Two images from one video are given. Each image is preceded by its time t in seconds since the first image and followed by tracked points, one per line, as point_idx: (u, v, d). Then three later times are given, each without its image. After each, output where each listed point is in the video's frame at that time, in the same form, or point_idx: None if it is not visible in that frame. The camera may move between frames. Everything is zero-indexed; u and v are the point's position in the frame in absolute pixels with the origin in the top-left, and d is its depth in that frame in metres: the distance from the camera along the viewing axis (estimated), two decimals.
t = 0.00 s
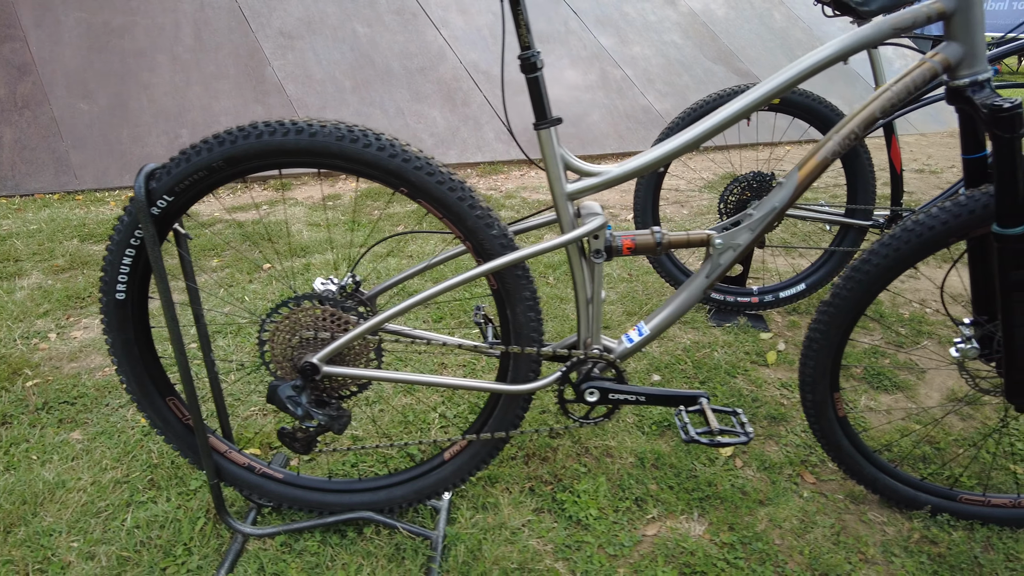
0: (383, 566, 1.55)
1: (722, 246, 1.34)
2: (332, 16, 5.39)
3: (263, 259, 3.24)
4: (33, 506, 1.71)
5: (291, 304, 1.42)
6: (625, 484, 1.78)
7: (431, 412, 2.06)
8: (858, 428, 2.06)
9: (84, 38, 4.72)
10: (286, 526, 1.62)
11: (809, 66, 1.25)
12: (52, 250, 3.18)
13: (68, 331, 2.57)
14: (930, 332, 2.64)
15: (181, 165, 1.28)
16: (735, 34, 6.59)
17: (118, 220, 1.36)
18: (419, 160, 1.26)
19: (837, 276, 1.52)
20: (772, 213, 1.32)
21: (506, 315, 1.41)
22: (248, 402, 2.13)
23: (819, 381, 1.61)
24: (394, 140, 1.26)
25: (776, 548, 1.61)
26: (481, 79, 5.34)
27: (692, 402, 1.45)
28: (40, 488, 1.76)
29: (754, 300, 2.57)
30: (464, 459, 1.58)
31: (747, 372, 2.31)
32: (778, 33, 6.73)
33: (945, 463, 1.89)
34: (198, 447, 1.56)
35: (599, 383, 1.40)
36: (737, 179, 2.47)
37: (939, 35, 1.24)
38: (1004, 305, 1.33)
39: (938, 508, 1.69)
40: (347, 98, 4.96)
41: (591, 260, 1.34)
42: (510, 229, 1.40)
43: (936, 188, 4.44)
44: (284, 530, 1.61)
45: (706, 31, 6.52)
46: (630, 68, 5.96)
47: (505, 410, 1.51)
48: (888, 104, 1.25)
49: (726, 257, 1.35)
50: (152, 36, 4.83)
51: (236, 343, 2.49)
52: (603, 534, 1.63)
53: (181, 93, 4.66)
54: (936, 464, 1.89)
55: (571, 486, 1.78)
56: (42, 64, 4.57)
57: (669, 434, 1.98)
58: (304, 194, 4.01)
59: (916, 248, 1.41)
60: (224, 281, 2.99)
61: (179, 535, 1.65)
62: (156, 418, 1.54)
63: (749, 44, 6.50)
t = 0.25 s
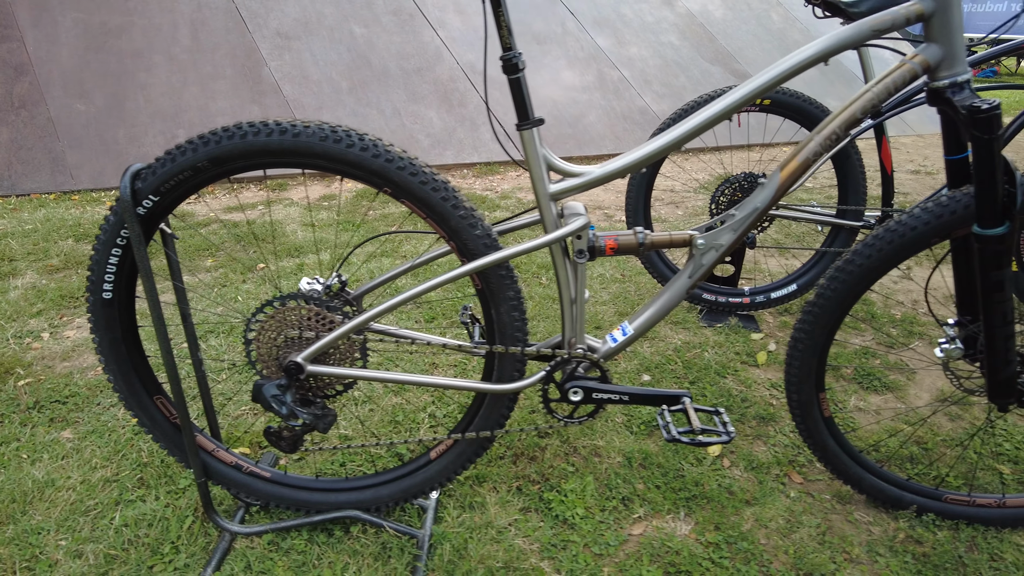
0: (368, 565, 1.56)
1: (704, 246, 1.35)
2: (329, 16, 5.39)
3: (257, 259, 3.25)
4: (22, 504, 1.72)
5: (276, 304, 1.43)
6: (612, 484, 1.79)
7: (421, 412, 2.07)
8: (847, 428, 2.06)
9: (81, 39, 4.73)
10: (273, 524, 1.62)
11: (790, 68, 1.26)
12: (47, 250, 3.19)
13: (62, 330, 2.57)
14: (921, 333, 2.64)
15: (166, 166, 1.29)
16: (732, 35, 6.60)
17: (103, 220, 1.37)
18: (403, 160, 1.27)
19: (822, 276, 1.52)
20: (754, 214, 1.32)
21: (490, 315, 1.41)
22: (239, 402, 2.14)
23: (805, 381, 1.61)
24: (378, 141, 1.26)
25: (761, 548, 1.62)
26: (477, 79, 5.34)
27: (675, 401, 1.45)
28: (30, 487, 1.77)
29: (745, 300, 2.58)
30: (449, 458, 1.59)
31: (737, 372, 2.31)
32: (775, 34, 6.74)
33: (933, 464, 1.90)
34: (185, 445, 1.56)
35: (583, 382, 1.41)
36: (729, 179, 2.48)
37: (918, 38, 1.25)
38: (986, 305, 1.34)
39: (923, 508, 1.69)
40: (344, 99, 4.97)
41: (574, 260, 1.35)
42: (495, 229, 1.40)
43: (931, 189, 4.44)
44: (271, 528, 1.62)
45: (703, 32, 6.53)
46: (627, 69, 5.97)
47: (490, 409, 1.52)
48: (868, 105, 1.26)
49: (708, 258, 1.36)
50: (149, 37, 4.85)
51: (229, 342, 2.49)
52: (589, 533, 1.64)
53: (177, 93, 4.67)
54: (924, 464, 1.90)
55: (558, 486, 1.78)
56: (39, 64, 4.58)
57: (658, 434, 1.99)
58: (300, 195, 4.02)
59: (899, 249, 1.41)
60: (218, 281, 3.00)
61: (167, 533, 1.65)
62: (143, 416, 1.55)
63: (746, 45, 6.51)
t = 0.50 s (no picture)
0: (354, 564, 1.56)
1: (687, 247, 1.35)
2: (326, 17, 5.39)
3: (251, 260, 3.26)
4: (10, 504, 1.72)
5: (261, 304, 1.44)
6: (600, 484, 1.79)
7: (411, 413, 2.07)
8: (836, 429, 2.06)
9: (78, 40, 4.74)
10: (260, 524, 1.63)
11: (772, 69, 1.26)
12: (41, 250, 3.20)
13: (54, 330, 2.58)
14: (913, 334, 2.64)
15: (151, 167, 1.29)
16: (729, 36, 6.60)
17: (89, 220, 1.37)
18: (386, 161, 1.27)
19: (807, 277, 1.52)
20: (736, 215, 1.32)
21: (475, 316, 1.41)
22: (230, 402, 2.14)
23: (791, 382, 1.61)
24: (361, 142, 1.27)
25: (747, 548, 1.62)
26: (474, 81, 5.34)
27: (659, 402, 1.46)
28: (18, 487, 1.77)
29: (737, 301, 2.58)
30: (435, 458, 1.59)
31: (727, 373, 2.31)
32: (773, 36, 6.74)
33: (921, 465, 1.90)
34: (172, 445, 1.57)
35: (567, 383, 1.41)
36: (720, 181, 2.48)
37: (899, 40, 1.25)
38: (968, 306, 1.34)
39: (910, 509, 1.70)
40: (340, 100, 4.97)
41: (558, 260, 1.35)
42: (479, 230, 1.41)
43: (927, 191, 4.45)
44: (258, 528, 1.63)
45: (701, 34, 6.53)
46: (624, 70, 5.97)
47: (476, 410, 1.52)
48: (850, 106, 1.26)
49: (691, 259, 1.36)
50: (146, 37, 4.85)
51: (221, 343, 2.50)
52: (575, 533, 1.64)
53: (174, 94, 4.68)
54: (912, 465, 1.90)
55: (546, 487, 1.79)
56: (36, 65, 4.60)
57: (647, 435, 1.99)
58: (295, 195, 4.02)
59: (883, 250, 1.42)
60: (212, 282, 3.01)
61: (155, 532, 1.66)
62: (129, 416, 1.55)
63: (743, 47, 6.51)
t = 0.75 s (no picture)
0: (342, 565, 1.57)
1: (671, 248, 1.36)
2: (324, 19, 5.38)
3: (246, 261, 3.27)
4: None
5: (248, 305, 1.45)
6: (589, 486, 1.80)
7: (402, 414, 2.08)
8: (827, 431, 2.06)
9: (76, 42, 4.75)
10: (248, 525, 1.63)
11: (755, 71, 1.27)
12: (36, 251, 3.21)
13: (48, 331, 2.58)
14: (905, 336, 2.65)
15: (138, 168, 1.29)
16: (727, 39, 6.61)
17: (77, 222, 1.38)
18: (371, 163, 1.28)
19: (793, 279, 1.52)
20: (720, 217, 1.33)
21: (461, 317, 1.41)
22: (221, 403, 2.14)
23: (779, 384, 1.61)
24: (346, 143, 1.28)
25: (735, 550, 1.62)
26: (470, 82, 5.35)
27: (645, 403, 1.46)
28: (8, 487, 1.78)
29: (729, 303, 2.59)
30: (423, 459, 1.60)
31: (718, 375, 2.32)
32: (771, 38, 6.75)
33: (910, 467, 1.90)
34: (160, 445, 1.57)
35: (553, 384, 1.42)
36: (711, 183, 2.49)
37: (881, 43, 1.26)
38: (951, 307, 1.35)
39: (898, 511, 1.70)
40: (337, 102, 4.99)
41: (543, 262, 1.36)
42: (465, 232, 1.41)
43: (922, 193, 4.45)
44: (247, 528, 1.63)
45: (698, 36, 6.54)
46: (621, 73, 5.98)
47: (462, 411, 1.53)
48: (834, 108, 1.27)
49: (676, 260, 1.37)
50: (144, 39, 4.86)
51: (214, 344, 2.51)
52: (563, 535, 1.64)
53: (171, 96, 4.69)
54: (901, 467, 1.90)
55: (535, 488, 1.79)
56: (34, 66, 4.61)
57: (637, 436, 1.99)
58: (291, 197, 4.03)
59: (868, 252, 1.42)
60: (206, 283, 3.02)
61: (143, 533, 1.66)
62: (117, 417, 1.55)
63: (740, 49, 6.52)
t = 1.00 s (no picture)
0: (330, 567, 1.57)
1: (657, 251, 1.37)
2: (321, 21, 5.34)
3: (241, 263, 3.28)
4: None
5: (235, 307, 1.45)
6: (578, 488, 1.80)
7: (393, 416, 2.08)
8: (818, 433, 2.06)
9: (74, 44, 4.77)
10: (237, 526, 1.64)
11: (739, 74, 1.27)
12: (32, 253, 3.21)
13: (41, 333, 2.59)
14: (898, 339, 2.65)
15: (125, 170, 1.30)
16: (724, 41, 6.62)
17: (65, 224, 1.38)
18: (357, 165, 1.29)
19: (781, 281, 1.51)
20: (705, 219, 1.33)
21: (448, 319, 1.41)
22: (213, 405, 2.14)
23: (767, 386, 1.61)
24: (333, 146, 1.28)
25: (723, 552, 1.62)
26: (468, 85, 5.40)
27: (631, 405, 1.46)
28: None
29: (722, 305, 2.60)
30: (411, 461, 1.60)
31: (710, 377, 2.32)
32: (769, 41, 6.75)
33: (901, 470, 1.90)
34: (149, 447, 1.58)
35: (540, 386, 1.42)
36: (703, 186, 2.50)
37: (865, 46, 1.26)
38: (937, 310, 1.36)
39: (887, 513, 1.70)
40: (334, 104, 5.00)
41: (529, 264, 1.36)
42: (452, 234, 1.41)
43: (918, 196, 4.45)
44: (235, 530, 1.63)
45: (696, 39, 6.54)
46: (618, 75, 5.98)
47: (450, 412, 1.53)
48: (818, 111, 1.27)
49: (662, 263, 1.37)
50: (141, 41, 4.87)
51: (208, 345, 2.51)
52: (551, 537, 1.65)
53: (169, 98, 4.71)
54: (891, 469, 1.90)
55: (524, 490, 1.79)
56: (32, 69, 4.63)
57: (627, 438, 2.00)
58: (288, 199, 4.04)
59: (856, 254, 1.41)
60: (201, 285, 3.02)
61: (132, 534, 1.66)
62: (106, 418, 1.56)
63: (738, 52, 6.53)
